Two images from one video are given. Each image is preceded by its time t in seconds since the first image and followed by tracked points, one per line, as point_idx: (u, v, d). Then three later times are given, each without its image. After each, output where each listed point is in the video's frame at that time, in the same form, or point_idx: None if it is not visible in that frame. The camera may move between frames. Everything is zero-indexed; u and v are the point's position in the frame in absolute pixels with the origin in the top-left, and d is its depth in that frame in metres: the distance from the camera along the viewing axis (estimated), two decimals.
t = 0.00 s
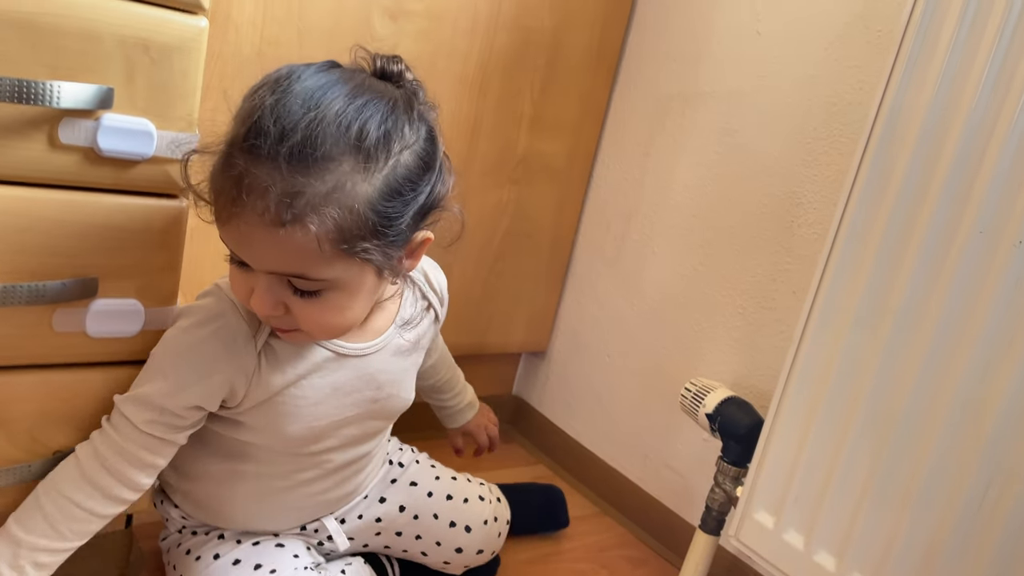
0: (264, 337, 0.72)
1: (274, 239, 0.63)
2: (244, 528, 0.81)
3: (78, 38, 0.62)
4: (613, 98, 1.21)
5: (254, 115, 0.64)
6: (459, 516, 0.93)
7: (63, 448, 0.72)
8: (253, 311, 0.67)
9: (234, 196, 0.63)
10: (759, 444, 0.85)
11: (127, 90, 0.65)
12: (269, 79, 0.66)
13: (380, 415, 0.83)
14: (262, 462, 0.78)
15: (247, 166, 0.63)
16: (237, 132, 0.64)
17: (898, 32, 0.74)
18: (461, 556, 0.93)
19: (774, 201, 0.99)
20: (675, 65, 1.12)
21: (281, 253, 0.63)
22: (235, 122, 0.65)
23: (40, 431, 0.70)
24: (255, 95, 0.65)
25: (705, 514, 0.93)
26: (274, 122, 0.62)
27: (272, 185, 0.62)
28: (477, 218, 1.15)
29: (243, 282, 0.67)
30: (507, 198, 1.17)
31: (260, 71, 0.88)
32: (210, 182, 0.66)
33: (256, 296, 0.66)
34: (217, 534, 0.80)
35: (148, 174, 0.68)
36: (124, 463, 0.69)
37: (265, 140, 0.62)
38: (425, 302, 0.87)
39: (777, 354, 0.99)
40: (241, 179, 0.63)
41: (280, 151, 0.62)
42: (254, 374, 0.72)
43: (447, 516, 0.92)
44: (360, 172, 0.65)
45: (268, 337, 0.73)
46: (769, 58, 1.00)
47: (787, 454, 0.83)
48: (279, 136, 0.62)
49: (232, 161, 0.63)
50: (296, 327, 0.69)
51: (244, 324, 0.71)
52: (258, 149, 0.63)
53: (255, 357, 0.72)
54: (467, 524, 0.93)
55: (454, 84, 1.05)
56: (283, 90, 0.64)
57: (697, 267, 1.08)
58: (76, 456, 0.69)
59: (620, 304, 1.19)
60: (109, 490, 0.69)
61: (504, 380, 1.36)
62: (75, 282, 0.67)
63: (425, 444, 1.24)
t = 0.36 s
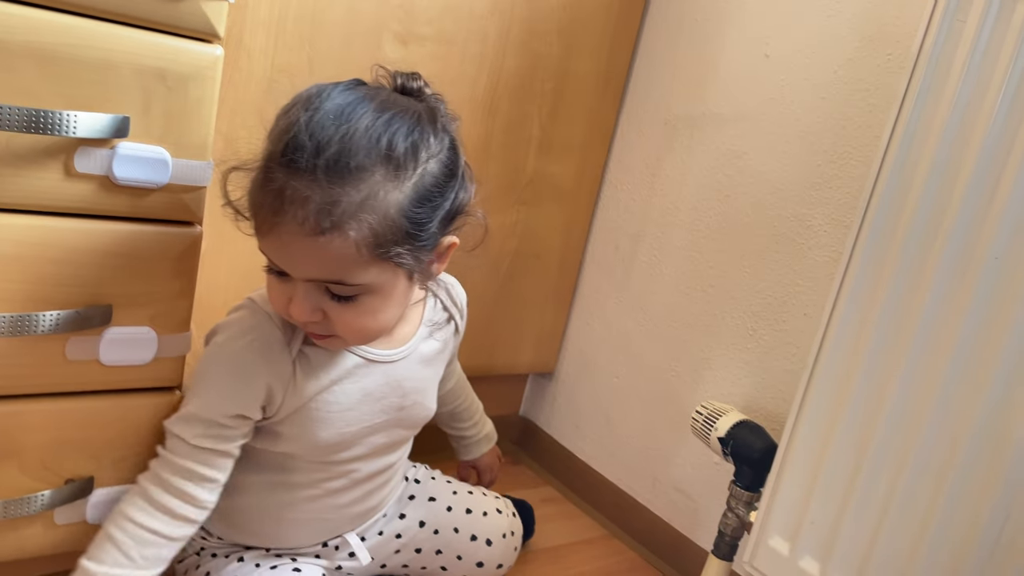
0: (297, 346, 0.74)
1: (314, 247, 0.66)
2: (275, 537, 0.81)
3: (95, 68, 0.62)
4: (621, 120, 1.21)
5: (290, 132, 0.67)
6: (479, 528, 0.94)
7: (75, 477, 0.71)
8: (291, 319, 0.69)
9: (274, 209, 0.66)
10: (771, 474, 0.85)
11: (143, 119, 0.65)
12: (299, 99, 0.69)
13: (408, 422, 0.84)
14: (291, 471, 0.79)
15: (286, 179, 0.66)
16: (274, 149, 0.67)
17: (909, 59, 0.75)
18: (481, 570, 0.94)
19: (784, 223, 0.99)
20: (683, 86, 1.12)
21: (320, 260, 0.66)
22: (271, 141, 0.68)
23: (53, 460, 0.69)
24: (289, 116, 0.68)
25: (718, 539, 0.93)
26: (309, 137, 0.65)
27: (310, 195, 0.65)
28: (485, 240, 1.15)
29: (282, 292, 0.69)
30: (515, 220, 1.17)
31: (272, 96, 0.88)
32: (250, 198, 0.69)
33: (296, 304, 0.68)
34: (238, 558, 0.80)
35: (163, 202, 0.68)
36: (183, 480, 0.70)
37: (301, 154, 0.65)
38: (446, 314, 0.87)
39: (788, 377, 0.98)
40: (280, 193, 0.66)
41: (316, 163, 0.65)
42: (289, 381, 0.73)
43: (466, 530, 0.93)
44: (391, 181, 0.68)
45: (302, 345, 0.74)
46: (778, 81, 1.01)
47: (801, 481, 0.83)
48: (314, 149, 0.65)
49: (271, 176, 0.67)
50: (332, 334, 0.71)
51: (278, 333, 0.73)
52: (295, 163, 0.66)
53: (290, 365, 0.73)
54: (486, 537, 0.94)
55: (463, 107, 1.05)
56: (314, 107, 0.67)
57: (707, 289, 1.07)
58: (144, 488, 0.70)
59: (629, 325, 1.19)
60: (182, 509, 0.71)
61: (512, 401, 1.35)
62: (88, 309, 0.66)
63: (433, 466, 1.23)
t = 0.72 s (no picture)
0: (323, 329, 0.76)
1: (352, 233, 0.67)
2: (292, 529, 0.81)
3: (104, 77, 0.61)
4: (630, 127, 1.20)
5: (327, 125, 0.68)
6: (490, 548, 0.94)
7: (83, 492, 0.70)
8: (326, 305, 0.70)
9: (313, 197, 0.67)
10: (788, 486, 0.84)
11: (153, 129, 0.64)
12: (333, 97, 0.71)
13: (429, 414, 0.85)
14: (311, 460, 0.80)
15: (326, 169, 0.67)
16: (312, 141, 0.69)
17: (926, 64, 0.74)
18: None
19: (797, 231, 0.98)
20: (693, 93, 1.11)
21: (358, 246, 0.67)
22: (308, 136, 0.70)
23: (60, 474, 0.68)
24: (325, 111, 0.70)
25: (733, 552, 0.92)
26: (348, 129, 0.67)
27: (350, 183, 0.67)
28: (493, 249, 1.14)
29: (317, 280, 0.70)
30: (524, 229, 1.16)
31: (280, 105, 0.87)
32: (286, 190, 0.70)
33: (331, 290, 0.69)
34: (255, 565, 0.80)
35: (172, 213, 0.67)
36: (221, 460, 0.73)
37: (340, 143, 0.67)
38: (462, 313, 0.90)
39: (802, 386, 0.97)
40: (319, 181, 0.67)
41: (356, 152, 0.67)
42: (314, 362, 0.76)
43: (478, 549, 0.93)
44: (425, 172, 0.70)
45: (329, 327, 0.77)
46: (789, 88, 1.00)
47: (818, 493, 0.81)
48: (354, 140, 0.67)
49: (309, 167, 0.68)
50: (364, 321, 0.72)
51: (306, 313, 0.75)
52: (335, 152, 0.67)
53: (315, 346, 0.76)
54: (497, 557, 0.94)
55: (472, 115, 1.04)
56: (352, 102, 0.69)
57: (719, 297, 1.06)
58: (195, 477, 0.72)
59: (639, 334, 1.17)
60: (235, 480, 0.74)
61: (520, 411, 1.34)
62: (97, 322, 0.65)
63: (442, 477, 1.22)
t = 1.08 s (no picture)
0: (323, 308, 0.77)
1: (375, 203, 0.67)
2: (297, 521, 0.81)
3: (115, 83, 0.61)
4: (640, 131, 1.20)
5: (349, 100, 0.69)
6: (502, 563, 0.91)
7: (93, 502, 0.69)
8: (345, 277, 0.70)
9: (336, 169, 0.67)
10: (805, 494, 0.83)
11: (164, 134, 0.63)
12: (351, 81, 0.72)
13: (433, 403, 0.85)
14: (311, 445, 0.80)
15: (349, 140, 0.68)
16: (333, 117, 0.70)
17: (944, 64, 0.73)
18: None
19: (812, 234, 0.97)
20: (705, 96, 1.10)
21: (380, 217, 0.68)
22: (329, 111, 0.70)
23: (71, 484, 0.68)
24: (346, 89, 0.71)
25: (749, 560, 0.91)
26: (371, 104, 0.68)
27: (372, 155, 0.67)
28: (504, 254, 1.13)
29: (337, 253, 0.70)
30: (535, 233, 1.15)
31: (290, 110, 0.87)
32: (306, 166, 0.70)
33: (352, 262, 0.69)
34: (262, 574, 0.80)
35: (184, 220, 0.66)
36: (231, 439, 0.75)
37: (364, 117, 0.68)
38: (467, 312, 0.90)
39: (819, 392, 0.96)
40: (342, 153, 0.68)
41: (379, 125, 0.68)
42: (314, 339, 0.77)
43: (488, 563, 0.91)
44: (446, 145, 0.70)
45: (330, 307, 0.78)
46: (802, 91, 0.99)
47: (836, 502, 0.80)
48: (377, 115, 0.68)
49: (331, 141, 0.69)
50: (383, 297, 0.72)
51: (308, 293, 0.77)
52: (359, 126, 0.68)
53: (317, 323, 0.77)
54: (508, 571, 0.91)
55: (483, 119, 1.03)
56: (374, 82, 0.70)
57: (732, 302, 1.05)
58: (210, 462, 0.74)
59: (651, 339, 1.16)
60: (247, 459, 0.76)
61: (531, 418, 1.33)
62: (108, 329, 0.65)
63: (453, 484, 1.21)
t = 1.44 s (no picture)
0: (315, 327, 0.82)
1: (383, 191, 0.80)
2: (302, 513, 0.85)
3: (120, 92, 0.61)
4: (645, 136, 1.19)
5: (353, 110, 0.83)
6: (491, 550, 0.91)
7: (100, 511, 0.69)
8: (351, 263, 0.79)
9: (347, 163, 0.80)
10: (814, 498, 0.82)
11: (169, 143, 0.63)
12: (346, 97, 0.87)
13: (413, 408, 0.91)
14: (305, 456, 0.84)
15: (361, 134, 0.81)
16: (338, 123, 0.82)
17: (951, 67, 0.73)
18: None
19: (819, 238, 0.96)
20: (710, 100, 1.10)
21: (387, 203, 0.80)
22: (334, 114, 0.83)
23: (77, 493, 0.67)
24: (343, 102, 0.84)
25: (758, 566, 0.90)
26: (377, 109, 0.83)
27: (379, 151, 0.81)
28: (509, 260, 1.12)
29: (344, 241, 0.81)
30: (540, 239, 1.14)
31: (294, 118, 0.87)
32: (311, 167, 0.82)
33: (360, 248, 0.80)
34: None
35: (189, 228, 0.66)
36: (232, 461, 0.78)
37: (368, 121, 0.82)
38: (433, 317, 0.96)
39: (827, 397, 0.95)
40: (351, 148, 0.80)
41: (382, 128, 0.82)
42: (309, 358, 0.81)
43: (478, 551, 0.91)
44: (441, 144, 0.86)
45: (318, 325, 0.83)
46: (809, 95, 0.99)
47: (847, 505, 0.79)
48: (378, 120, 0.82)
49: (339, 141, 0.81)
50: (385, 283, 0.82)
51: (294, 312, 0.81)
52: (363, 127, 0.81)
53: (311, 341, 0.82)
54: (497, 558, 0.91)
55: (488, 125, 1.03)
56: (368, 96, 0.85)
57: (739, 306, 1.05)
58: (223, 472, 0.78)
59: (658, 344, 1.16)
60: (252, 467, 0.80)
61: (536, 424, 1.32)
62: (114, 339, 0.65)
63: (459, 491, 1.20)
